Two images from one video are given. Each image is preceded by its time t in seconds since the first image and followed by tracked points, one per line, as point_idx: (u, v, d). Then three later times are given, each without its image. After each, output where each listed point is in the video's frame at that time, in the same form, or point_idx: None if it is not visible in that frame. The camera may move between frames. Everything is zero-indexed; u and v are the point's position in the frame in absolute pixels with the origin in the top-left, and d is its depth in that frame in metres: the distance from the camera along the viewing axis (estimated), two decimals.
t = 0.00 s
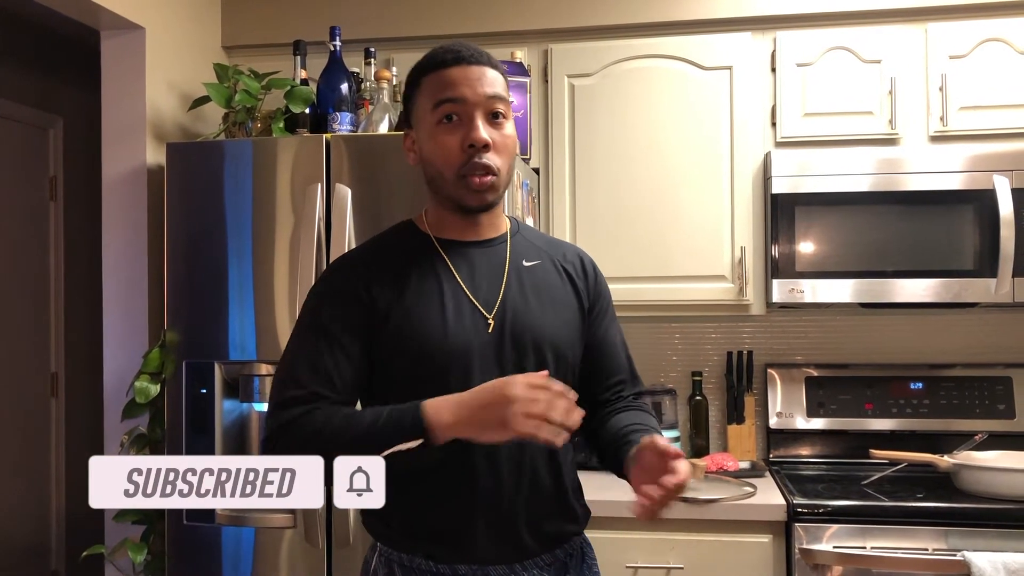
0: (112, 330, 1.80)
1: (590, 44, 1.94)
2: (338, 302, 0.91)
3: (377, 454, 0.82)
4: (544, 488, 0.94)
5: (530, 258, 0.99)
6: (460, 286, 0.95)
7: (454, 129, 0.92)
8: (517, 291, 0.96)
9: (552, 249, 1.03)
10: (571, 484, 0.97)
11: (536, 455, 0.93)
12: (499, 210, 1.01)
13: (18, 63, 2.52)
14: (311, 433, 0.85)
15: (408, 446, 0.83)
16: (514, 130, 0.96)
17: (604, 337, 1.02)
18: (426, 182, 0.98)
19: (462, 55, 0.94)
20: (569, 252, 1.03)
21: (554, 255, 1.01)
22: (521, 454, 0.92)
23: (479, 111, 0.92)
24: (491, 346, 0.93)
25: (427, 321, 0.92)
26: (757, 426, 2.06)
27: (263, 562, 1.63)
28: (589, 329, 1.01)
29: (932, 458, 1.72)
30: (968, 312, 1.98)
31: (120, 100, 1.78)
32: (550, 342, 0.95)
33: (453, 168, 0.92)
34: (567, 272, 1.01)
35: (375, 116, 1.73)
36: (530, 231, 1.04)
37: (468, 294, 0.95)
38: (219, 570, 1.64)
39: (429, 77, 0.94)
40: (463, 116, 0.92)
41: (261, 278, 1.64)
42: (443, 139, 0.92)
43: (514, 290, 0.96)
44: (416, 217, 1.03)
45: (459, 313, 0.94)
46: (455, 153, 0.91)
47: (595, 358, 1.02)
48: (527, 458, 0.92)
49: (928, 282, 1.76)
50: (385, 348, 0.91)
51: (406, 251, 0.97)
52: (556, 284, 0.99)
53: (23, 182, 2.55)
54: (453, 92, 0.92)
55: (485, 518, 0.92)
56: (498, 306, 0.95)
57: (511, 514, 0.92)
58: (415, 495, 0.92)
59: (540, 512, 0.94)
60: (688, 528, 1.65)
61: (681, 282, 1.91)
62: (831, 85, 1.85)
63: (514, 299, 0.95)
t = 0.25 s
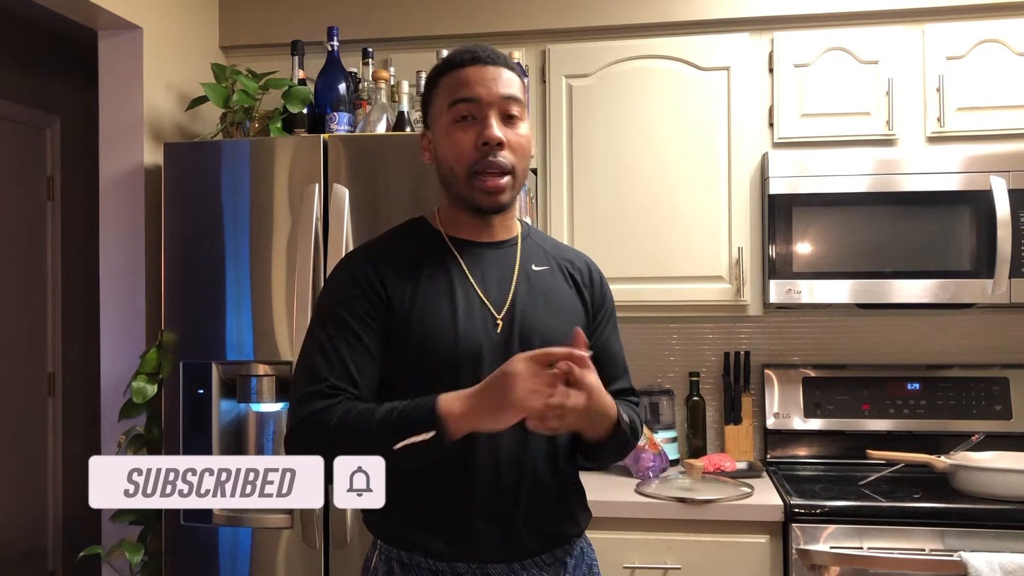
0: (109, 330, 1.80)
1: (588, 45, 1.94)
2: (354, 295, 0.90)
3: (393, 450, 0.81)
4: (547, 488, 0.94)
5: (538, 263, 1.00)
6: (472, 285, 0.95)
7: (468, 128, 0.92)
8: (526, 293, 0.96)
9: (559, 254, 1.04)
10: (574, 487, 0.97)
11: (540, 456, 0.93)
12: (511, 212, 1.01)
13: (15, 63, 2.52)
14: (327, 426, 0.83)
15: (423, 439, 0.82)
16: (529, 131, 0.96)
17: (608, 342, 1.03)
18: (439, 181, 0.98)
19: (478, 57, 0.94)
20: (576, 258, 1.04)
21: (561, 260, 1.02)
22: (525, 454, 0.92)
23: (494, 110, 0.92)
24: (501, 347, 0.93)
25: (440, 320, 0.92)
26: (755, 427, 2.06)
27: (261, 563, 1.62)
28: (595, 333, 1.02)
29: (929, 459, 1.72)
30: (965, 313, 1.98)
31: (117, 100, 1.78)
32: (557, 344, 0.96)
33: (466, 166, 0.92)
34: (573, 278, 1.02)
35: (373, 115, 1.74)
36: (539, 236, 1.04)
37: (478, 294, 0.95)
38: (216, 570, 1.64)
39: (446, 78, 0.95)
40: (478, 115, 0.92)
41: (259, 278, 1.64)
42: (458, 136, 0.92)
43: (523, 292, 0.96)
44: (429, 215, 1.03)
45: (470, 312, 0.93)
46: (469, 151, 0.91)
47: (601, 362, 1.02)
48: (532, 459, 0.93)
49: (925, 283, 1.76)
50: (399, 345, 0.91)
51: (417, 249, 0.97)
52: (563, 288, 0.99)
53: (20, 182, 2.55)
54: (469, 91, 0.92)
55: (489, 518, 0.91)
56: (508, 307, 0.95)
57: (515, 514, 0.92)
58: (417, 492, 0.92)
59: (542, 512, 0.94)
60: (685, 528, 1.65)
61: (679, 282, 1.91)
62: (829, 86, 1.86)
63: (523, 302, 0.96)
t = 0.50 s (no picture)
0: (107, 331, 1.80)
1: (587, 46, 1.94)
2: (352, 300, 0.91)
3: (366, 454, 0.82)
4: (554, 489, 0.94)
5: (549, 266, 1.00)
6: (484, 287, 0.95)
7: (495, 134, 0.92)
8: (538, 295, 0.96)
9: (568, 257, 1.04)
10: (581, 489, 0.97)
11: (548, 458, 0.93)
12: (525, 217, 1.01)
13: (13, 63, 2.52)
14: (317, 430, 0.86)
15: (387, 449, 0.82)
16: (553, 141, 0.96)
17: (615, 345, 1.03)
18: (460, 182, 0.97)
19: (511, 63, 0.94)
20: (584, 262, 1.05)
21: (569, 263, 1.02)
22: (534, 457, 0.92)
23: (522, 118, 0.92)
24: (511, 350, 0.92)
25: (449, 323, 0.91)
26: (753, 428, 2.06)
27: (258, 563, 1.62)
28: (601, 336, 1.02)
29: (928, 460, 1.72)
30: (963, 315, 1.98)
31: (116, 100, 1.78)
32: (566, 347, 0.95)
33: (489, 171, 0.92)
34: (582, 282, 1.02)
35: (372, 116, 1.74)
36: (549, 239, 1.04)
37: (491, 296, 0.94)
38: (213, 571, 1.64)
39: (475, 80, 0.94)
40: (506, 121, 0.92)
41: (257, 279, 1.64)
42: (483, 141, 0.92)
43: (535, 294, 0.96)
44: (440, 216, 1.02)
45: (480, 314, 0.93)
46: (494, 156, 0.91)
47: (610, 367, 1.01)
48: (541, 461, 0.92)
49: (924, 284, 1.76)
50: (403, 348, 0.91)
51: (427, 251, 0.97)
52: (572, 291, 0.99)
53: (18, 182, 2.54)
54: (499, 96, 0.92)
55: (496, 519, 0.91)
56: (519, 312, 0.94)
57: (522, 515, 0.92)
58: (427, 491, 0.91)
59: (549, 513, 0.94)
60: (683, 529, 1.65)
61: (677, 283, 1.91)
62: (828, 87, 1.86)
63: (535, 303, 0.95)
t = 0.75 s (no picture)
0: (106, 331, 1.80)
1: (586, 48, 1.95)
2: (359, 301, 0.91)
3: (400, 450, 0.82)
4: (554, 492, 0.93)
5: (553, 267, 0.99)
6: (486, 289, 0.95)
7: (478, 136, 0.92)
8: (539, 297, 0.96)
9: (575, 258, 1.03)
10: (582, 493, 0.96)
11: (547, 459, 0.93)
12: (526, 219, 1.00)
13: (12, 63, 2.51)
14: (332, 432, 0.85)
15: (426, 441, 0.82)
16: (543, 141, 0.95)
17: (622, 348, 1.02)
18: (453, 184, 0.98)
19: (499, 64, 0.94)
20: (592, 263, 1.03)
21: (575, 265, 1.01)
22: (533, 458, 0.92)
23: (506, 120, 0.92)
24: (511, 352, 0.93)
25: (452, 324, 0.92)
26: (752, 430, 2.06)
27: (256, 565, 1.62)
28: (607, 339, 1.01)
29: (927, 463, 1.72)
30: (962, 317, 1.99)
31: (116, 101, 1.78)
32: (567, 349, 0.95)
33: (472, 174, 0.92)
34: (588, 283, 1.01)
35: (372, 118, 1.74)
36: (556, 239, 1.04)
37: (492, 297, 0.95)
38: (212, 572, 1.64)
39: (464, 83, 0.95)
40: (490, 124, 0.92)
41: (256, 280, 1.64)
42: (468, 144, 0.93)
43: (537, 297, 0.96)
44: (445, 218, 1.03)
45: (481, 316, 0.93)
46: (476, 159, 0.92)
47: (614, 369, 1.00)
48: (540, 463, 0.93)
49: (923, 287, 1.77)
50: (412, 350, 0.91)
51: (434, 253, 0.97)
52: (577, 293, 0.98)
53: (17, 182, 2.54)
54: (483, 99, 0.92)
55: (496, 518, 0.91)
56: (519, 314, 0.95)
57: (521, 515, 0.91)
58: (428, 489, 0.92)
59: (550, 515, 0.93)
60: (683, 531, 1.65)
61: (676, 285, 1.91)
62: (828, 90, 1.86)
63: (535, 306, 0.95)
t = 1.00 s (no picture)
0: (105, 332, 1.80)
1: (585, 50, 1.95)
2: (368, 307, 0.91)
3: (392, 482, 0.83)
4: (559, 493, 0.93)
5: (559, 267, 0.99)
6: (491, 289, 0.95)
7: (473, 143, 0.92)
8: (545, 297, 0.96)
9: (582, 258, 1.02)
10: (588, 493, 0.96)
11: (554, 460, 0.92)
12: (532, 217, 1.00)
13: (12, 64, 2.52)
14: (331, 438, 0.85)
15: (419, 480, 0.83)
16: (538, 139, 0.95)
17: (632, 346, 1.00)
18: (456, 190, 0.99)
19: (485, 67, 0.93)
20: (600, 262, 1.03)
21: (582, 264, 1.01)
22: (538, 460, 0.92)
23: (498, 123, 0.92)
24: (517, 353, 0.92)
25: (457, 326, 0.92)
26: (750, 431, 2.06)
27: (255, 566, 1.62)
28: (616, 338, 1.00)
29: (925, 464, 1.72)
30: (960, 319, 1.99)
31: (116, 101, 1.78)
32: (573, 349, 0.94)
33: (471, 180, 0.93)
34: (595, 282, 1.00)
35: (371, 119, 1.75)
36: (562, 239, 1.04)
37: (497, 297, 0.95)
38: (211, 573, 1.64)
39: (454, 90, 0.95)
40: (483, 129, 0.92)
41: (256, 281, 1.64)
42: (464, 151, 0.93)
43: (543, 296, 0.96)
44: (451, 221, 1.03)
45: (487, 317, 0.93)
46: (473, 166, 0.92)
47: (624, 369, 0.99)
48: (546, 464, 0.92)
49: (921, 289, 1.77)
50: (417, 353, 0.91)
51: (440, 254, 0.98)
52: (584, 293, 0.98)
53: (17, 183, 2.54)
54: (475, 104, 0.92)
55: (499, 518, 0.91)
56: (525, 315, 0.94)
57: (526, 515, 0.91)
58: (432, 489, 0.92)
59: (555, 515, 0.93)
60: (681, 533, 1.66)
61: (675, 287, 1.91)
62: (827, 92, 1.86)
63: (541, 305, 0.95)
